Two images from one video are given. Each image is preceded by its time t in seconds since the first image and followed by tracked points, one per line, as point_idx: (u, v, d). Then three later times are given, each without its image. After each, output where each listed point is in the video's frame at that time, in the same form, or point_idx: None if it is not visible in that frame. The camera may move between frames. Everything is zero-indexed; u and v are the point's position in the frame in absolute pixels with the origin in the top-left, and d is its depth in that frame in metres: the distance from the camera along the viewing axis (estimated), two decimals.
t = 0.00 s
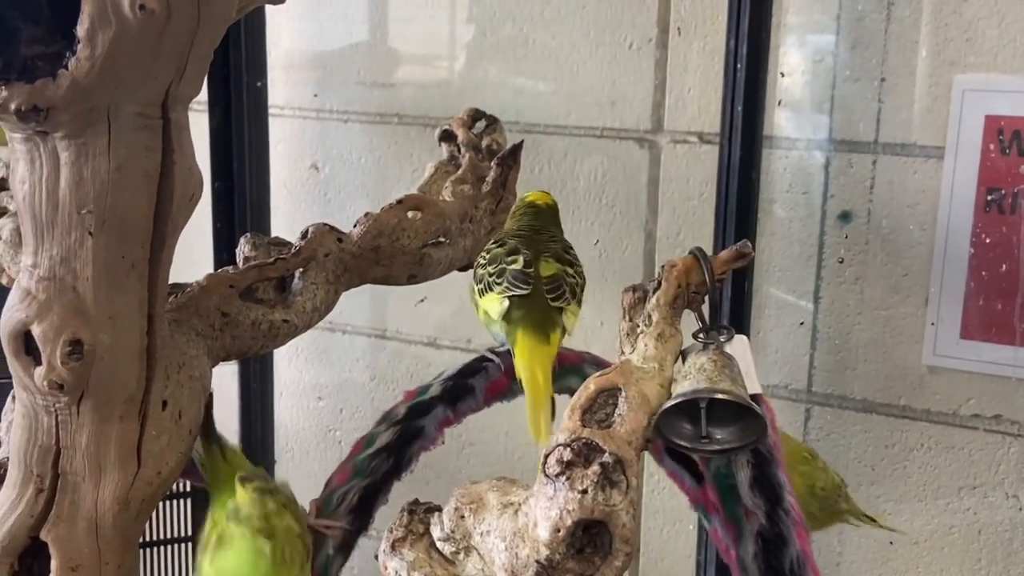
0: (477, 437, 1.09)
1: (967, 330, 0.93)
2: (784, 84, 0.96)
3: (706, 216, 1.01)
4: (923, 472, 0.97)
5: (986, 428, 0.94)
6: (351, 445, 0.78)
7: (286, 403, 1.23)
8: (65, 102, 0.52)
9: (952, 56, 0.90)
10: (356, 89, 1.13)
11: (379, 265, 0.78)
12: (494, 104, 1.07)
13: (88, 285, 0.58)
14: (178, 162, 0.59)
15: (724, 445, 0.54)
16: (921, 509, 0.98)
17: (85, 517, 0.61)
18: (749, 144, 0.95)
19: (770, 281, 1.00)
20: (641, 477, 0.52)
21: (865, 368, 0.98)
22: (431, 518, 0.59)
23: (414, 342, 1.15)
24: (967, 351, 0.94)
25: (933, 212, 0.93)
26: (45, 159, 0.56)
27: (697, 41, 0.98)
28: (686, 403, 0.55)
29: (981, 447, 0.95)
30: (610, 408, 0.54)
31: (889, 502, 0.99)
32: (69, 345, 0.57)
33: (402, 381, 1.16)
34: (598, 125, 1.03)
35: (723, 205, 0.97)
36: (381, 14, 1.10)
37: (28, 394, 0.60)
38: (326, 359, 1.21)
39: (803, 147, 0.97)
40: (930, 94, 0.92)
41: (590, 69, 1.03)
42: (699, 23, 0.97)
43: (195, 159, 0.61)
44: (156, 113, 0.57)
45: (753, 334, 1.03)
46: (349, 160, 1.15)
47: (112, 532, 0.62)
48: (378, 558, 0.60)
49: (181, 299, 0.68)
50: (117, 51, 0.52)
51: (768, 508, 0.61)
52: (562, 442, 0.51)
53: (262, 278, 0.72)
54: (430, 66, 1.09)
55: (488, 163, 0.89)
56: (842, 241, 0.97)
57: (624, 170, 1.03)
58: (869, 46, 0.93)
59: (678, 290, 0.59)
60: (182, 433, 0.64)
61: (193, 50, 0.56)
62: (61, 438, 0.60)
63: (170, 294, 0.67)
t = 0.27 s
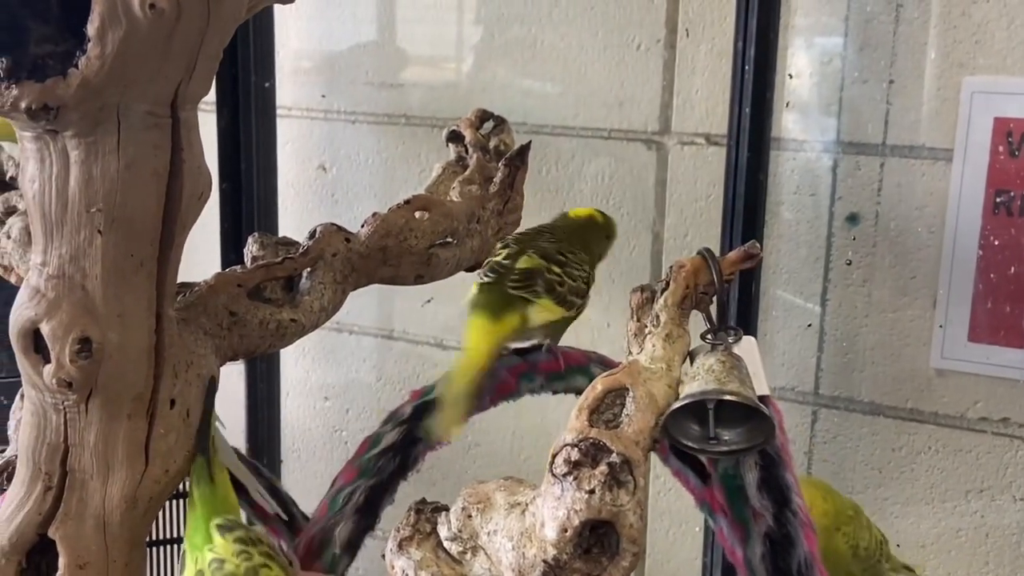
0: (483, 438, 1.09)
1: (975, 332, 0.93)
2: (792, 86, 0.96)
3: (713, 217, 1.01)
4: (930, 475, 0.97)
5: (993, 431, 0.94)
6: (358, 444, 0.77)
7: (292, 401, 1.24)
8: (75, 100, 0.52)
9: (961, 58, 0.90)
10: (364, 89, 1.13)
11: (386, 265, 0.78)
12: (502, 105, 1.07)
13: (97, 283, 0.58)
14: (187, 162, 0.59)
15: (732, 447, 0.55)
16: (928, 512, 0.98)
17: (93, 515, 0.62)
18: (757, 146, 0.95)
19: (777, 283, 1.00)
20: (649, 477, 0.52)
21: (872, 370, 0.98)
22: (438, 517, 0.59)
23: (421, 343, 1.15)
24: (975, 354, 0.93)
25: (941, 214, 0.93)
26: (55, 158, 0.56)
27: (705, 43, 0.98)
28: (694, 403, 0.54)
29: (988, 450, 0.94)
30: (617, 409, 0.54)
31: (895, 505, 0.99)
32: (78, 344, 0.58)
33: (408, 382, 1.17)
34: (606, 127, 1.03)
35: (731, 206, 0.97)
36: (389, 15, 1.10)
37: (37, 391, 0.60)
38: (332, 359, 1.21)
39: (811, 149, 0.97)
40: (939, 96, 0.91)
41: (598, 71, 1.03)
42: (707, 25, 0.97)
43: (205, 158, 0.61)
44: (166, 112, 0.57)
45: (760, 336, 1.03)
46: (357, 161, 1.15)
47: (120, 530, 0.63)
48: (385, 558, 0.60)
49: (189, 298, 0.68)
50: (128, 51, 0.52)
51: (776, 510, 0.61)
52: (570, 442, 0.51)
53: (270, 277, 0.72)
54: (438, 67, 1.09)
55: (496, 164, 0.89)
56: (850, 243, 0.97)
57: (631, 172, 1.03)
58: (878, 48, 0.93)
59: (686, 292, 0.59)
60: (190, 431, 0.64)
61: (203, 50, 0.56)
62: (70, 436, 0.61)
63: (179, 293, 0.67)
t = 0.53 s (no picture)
0: (488, 439, 1.09)
1: (981, 336, 0.92)
2: (798, 88, 0.96)
3: (719, 220, 1.01)
4: (937, 478, 0.97)
5: (1000, 435, 0.93)
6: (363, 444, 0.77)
7: (298, 403, 1.24)
8: (83, 101, 0.52)
9: (969, 61, 0.90)
10: (371, 91, 1.13)
11: (392, 267, 0.78)
12: (508, 107, 1.07)
13: (104, 283, 0.58)
14: (193, 162, 0.59)
15: (739, 449, 0.54)
16: (934, 516, 0.98)
17: (98, 515, 0.61)
18: (764, 149, 0.95)
19: (784, 286, 1.00)
20: (654, 479, 0.52)
21: (878, 373, 0.98)
22: (443, 518, 0.59)
23: (428, 344, 1.15)
24: (981, 357, 0.93)
25: (948, 217, 0.93)
26: (62, 158, 0.56)
27: (711, 45, 0.98)
28: (700, 406, 0.54)
29: (995, 453, 0.94)
30: (623, 411, 0.54)
31: (901, 508, 0.99)
32: (84, 343, 0.58)
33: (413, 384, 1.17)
34: (612, 129, 1.03)
35: (737, 208, 0.97)
36: (396, 17, 1.10)
37: (44, 391, 0.60)
38: (338, 360, 1.21)
39: (818, 152, 0.97)
40: (946, 99, 0.91)
41: (604, 73, 1.02)
42: (714, 27, 0.97)
43: (211, 159, 0.61)
44: (173, 112, 0.57)
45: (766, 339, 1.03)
46: (363, 162, 1.15)
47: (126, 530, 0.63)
48: (390, 559, 0.60)
49: (195, 299, 0.68)
50: (135, 51, 0.52)
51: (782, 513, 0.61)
52: (576, 444, 0.51)
53: (276, 278, 0.72)
54: (444, 69, 1.09)
55: (502, 166, 0.89)
56: (857, 245, 0.97)
57: (637, 174, 1.03)
58: (885, 50, 0.93)
59: (692, 294, 0.59)
60: (196, 431, 0.64)
61: (210, 50, 0.56)
62: (76, 436, 0.61)
63: (186, 293, 0.67)
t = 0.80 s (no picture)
0: (493, 438, 1.09)
1: (989, 336, 0.92)
2: (805, 87, 0.96)
3: (726, 219, 1.01)
4: (943, 478, 0.96)
5: (1007, 435, 0.93)
6: (369, 440, 0.77)
7: (304, 402, 1.24)
8: (92, 94, 0.53)
9: (977, 60, 0.89)
10: (378, 89, 1.13)
11: (399, 263, 0.79)
12: (515, 105, 1.07)
13: (111, 277, 0.58)
14: (201, 157, 0.59)
15: (746, 445, 0.54)
16: (940, 516, 0.97)
17: (105, 509, 0.62)
18: (771, 147, 0.95)
19: (790, 285, 1.00)
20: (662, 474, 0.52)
21: (885, 373, 0.98)
22: (450, 513, 0.59)
23: (432, 342, 1.15)
24: (989, 357, 0.93)
25: (955, 216, 0.92)
26: (71, 152, 0.56)
27: (719, 44, 0.98)
28: (708, 402, 0.54)
29: (1002, 453, 0.94)
30: (631, 406, 0.54)
31: (908, 508, 0.98)
32: (92, 337, 0.58)
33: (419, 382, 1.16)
34: (619, 128, 1.03)
35: (743, 207, 0.96)
36: (403, 16, 1.10)
37: (51, 385, 0.60)
38: (344, 358, 1.21)
39: (825, 151, 0.97)
40: (954, 98, 0.91)
41: (611, 71, 1.02)
42: (721, 26, 0.97)
43: (219, 154, 0.61)
44: (181, 106, 0.57)
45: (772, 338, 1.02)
46: (369, 161, 1.15)
47: (133, 524, 0.63)
48: (397, 553, 0.60)
49: (202, 294, 0.68)
50: (145, 44, 0.52)
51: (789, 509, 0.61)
52: (582, 439, 0.51)
53: (283, 274, 0.72)
54: (451, 68, 1.09)
55: (509, 163, 0.89)
56: (863, 244, 0.97)
57: (644, 172, 1.03)
58: (893, 49, 0.93)
59: (700, 289, 0.59)
60: (202, 426, 0.64)
61: (219, 45, 0.56)
62: (83, 430, 0.61)
63: (193, 289, 0.67)
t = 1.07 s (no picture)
0: (497, 439, 1.09)
1: (993, 338, 0.92)
2: (809, 89, 0.96)
3: (730, 220, 1.01)
4: (947, 480, 0.96)
5: (1011, 437, 0.93)
6: (375, 440, 0.77)
7: (307, 403, 1.24)
8: (97, 93, 0.53)
9: (982, 62, 0.89)
10: (382, 90, 1.13)
11: (403, 264, 0.79)
12: (519, 106, 1.07)
13: (116, 277, 0.58)
14: (205, 156, 0.59)
15: (749, 445, 0.54)
16: (944, 518, 0.97)
17: (109, 508, 0.62)
18: (775, 148, 0.95)
19: (794, 286, 1.00)
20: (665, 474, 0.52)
21: (889, 375, 0.97)
22: (453, 513, 0.59)
23: (435, 343, 1.16)
24: (993, 359, 0.92)
25: (960, 219, 0.92)
26: (76, 151, 0.56)
27: (723, 45, 0.98)
28: (712, 401, 0.54)
29: (1006, 455, 0.94)
30: (635, 406, 0.54)
31: (911, 510, 0.98)
32: (96, 336, 0.58)
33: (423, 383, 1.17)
34: (623, 129, 1.03)
35: (747, 209, 0.96)
36: (407, 17, 1.10)
37: (56, 384, 0.60)
38: (347, 359, 1.21)
39: (829, 153, 0.97)
40: (958, 100, 0.91)
41: (615, 73, 1.03)
42: (726, 27, 0.97)
43: (224, 153, 0.61)
44: (186, 106, 0.58)
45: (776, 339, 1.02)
46: (373, 162, 1.15)
47: (136, 523, 0.63)
48: (400, 552, 0.60)
49: (206, 294, 0.68)
50: (150, 44, 0.52)
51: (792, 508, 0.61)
52: (586, 439, 0.51)
53: (288, 274, 0.72)
54: (455, 69, 1.09)
55: (513, 164, 0.89)
56: (868, 246, 0.97)
57: (648, 173, 1.03)
58: (897, 50, 0.92)
59: (704, 290, 0.59)
60: (206, 425, 0.64)
61: (223, 44, 0.56)
62: (87, 429, 0.61)
63: (198, 288, 0.67)
